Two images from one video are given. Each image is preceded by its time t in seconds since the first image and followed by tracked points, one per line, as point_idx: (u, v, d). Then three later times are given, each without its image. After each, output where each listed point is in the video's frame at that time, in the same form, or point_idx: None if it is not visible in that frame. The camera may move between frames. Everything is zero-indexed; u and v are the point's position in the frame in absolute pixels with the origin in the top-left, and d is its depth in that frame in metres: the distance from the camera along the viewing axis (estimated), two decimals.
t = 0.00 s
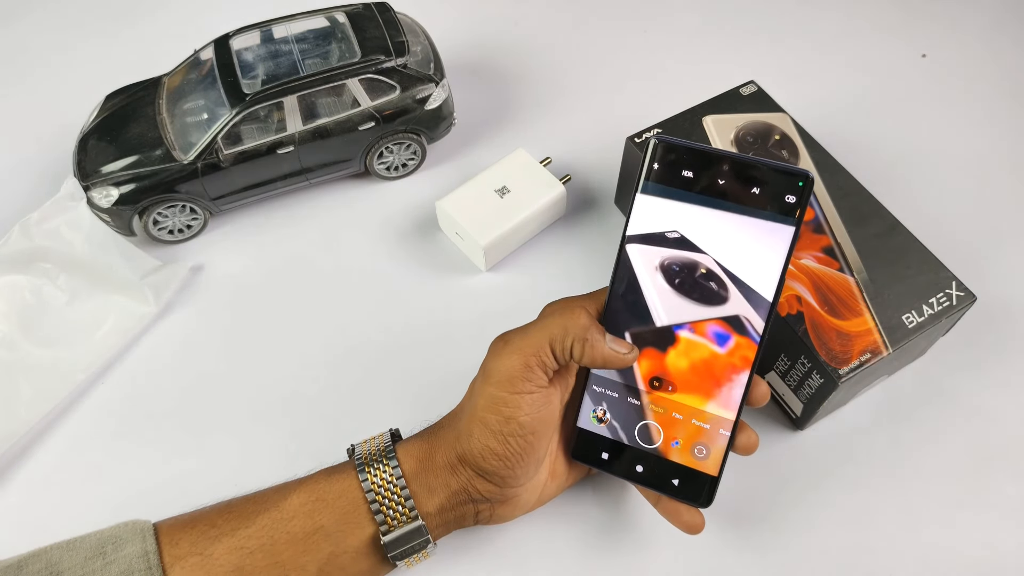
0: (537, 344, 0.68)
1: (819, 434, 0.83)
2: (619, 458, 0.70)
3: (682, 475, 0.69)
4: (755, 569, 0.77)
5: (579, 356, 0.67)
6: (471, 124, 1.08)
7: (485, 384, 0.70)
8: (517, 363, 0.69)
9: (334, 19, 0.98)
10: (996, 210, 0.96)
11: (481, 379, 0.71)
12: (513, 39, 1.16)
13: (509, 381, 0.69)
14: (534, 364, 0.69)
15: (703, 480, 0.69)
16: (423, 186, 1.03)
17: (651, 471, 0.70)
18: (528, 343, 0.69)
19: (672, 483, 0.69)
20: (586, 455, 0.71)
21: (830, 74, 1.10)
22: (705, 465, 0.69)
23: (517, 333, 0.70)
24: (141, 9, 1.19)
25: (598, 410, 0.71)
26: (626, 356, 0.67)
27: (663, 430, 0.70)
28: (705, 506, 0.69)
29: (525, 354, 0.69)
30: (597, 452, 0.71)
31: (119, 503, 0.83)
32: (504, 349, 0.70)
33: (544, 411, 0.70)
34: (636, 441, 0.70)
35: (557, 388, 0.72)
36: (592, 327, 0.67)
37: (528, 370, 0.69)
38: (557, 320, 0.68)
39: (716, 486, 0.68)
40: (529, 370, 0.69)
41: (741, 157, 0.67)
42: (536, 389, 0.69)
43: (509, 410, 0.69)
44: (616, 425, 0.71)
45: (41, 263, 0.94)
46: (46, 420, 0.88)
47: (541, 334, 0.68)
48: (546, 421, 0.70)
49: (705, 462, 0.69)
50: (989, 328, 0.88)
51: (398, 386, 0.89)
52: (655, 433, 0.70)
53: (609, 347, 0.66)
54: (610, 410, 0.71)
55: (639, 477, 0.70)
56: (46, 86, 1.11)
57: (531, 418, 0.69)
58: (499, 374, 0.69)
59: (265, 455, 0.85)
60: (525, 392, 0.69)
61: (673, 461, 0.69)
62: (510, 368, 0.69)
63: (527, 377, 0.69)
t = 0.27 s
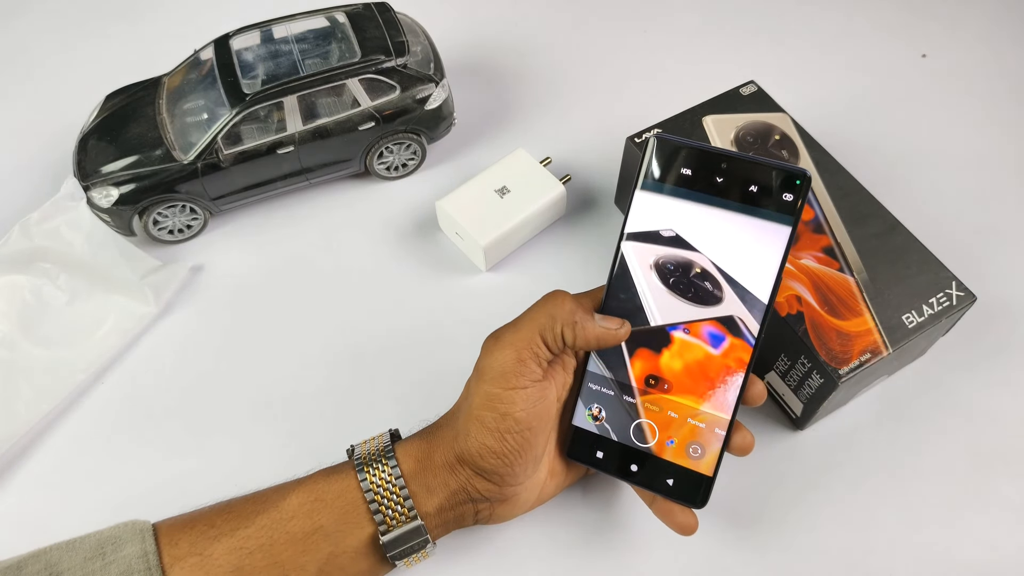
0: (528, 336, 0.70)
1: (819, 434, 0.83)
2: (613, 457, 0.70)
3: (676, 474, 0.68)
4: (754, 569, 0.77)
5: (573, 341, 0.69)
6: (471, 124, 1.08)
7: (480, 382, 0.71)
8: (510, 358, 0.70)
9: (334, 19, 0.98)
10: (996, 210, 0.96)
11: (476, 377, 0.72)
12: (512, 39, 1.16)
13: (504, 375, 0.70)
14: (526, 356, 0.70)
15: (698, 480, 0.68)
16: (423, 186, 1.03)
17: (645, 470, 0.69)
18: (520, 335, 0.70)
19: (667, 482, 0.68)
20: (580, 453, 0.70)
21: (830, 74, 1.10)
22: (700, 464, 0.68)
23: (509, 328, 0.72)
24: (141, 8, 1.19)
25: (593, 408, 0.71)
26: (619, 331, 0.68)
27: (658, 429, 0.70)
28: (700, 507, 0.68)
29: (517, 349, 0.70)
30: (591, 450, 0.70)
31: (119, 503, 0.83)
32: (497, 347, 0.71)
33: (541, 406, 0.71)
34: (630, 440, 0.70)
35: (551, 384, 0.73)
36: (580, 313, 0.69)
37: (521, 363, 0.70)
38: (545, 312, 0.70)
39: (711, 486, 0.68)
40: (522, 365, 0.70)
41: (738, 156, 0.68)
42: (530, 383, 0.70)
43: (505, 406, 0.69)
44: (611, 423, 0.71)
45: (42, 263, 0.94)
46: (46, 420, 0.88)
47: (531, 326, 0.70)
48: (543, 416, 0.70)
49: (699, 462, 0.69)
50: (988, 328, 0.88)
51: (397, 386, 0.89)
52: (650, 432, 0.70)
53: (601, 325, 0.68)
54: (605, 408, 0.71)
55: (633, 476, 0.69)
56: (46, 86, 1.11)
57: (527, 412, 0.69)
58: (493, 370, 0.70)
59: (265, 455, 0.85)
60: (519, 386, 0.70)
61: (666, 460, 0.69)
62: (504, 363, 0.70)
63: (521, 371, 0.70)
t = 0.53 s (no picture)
0: (521, 373, 0.60)
1: (820, 433, 0.83)
2: (625, 456, 0.64)
3: (697, 468, 0.63)
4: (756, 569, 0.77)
5: (573, 392, 0.59)
6: (471, 124, 1.08)
7: (461, 397, 0.64)
8: (496, 390, 0.61)
9: (334, 19, 0.98)
10: (995, 210, 0.96)
11: (458, 390, 0.65)
12: (512, 38, 1.16)
13: (486, 404, 0.62)
14: (516, 392, 0.61)
15: (721, 476, 0.63)
16: (423, 186, 1.03)
17: (664, 468, 0.63)
18: (512, 368, 0.60)
19: (689, 479, 0.63)
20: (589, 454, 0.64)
21: (830, 75, 1.10)
22: (724, 455, 0.63)
23: (507, 354, 0.61)
24: (140, 8, 1.19)
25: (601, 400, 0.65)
26: (631, 399, 0.58)
27: (675, 420, 0.64)
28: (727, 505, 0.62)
29: (504, 380, 0.61)
30: (601, 450, 0.64)
31: (119, 504, 0.83)
32: (485, 368, 0.63)
33: (521, 434, 0.65)
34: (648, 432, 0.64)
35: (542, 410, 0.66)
36: (591, 365, 0.57)
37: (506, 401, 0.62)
38: (549, 352, 0.58)
39: (735, 482, 0.62)
40: (508, 400, 0.61)
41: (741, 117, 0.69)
42: (515, 418, 0.63)
43: (483, 431, 0.64)
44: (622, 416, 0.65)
45: (41, 263, 0.94)
46: (46, 420, 0.88)
47: (530, 364, 0.59)
48: (520, 442, 0.66)
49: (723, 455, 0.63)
50: (988, 328, 0.88)
51: (398, 386, 0.89)
52: (666, 424, 0.64)
53: (609, 387, 0.57)
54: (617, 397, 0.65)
55: (651, 474, 0.63)
56: (46, 86, 1.11)
57: (505, 438, 0.64)
58: (475, 393, 0.63)
59: (265, 455, 0.85)
60: (500, 420, 0.63)
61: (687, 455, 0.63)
62: (488, 393, 0.62)
63: (505, 405, 0.62)
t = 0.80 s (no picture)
0: (500, 394, 0.59)
1: (820, 434, 0.83)
2: (591, 453, 0.64)
3: (664, 476, 0.63)
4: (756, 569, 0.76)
5: (557, 413, 0.59)
6: (471, 123, 1.08)
7: (438, 415, 0.63)
8: (473, 412, 0.60)
9: (333, 19, 0.97)
10: (996, 209, 0.96)
11: (435, 406, 0.64)
12: (512, 38, 1.16)
13: (464, 422, 0.61)
14: (496, 411, 0.60)
15: (688, 485, 0.63)
16: (423, 186, 1.03)
17: (629, 466, 0.64)
18: (492, 389, 0.59)
19: (653, 484, 0.63)
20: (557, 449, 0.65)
21: (831, 74, 1.10)
22: (689, 464, 0.63)
23: (485, 371, 0.60)
24: (141, 8, 1.19)
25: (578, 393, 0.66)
26: (616, 418, 0.58)
27: (646, 422, 0.65)
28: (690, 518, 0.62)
29: (481, 401, 0.60)
30: (568, 443, 0.65)
31: (118, 504, 0.83)
32: (463, 388, 0.61)
33: (502, 449, 0.64)
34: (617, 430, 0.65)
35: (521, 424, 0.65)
36: (574, 387, 0.56)
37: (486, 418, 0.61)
38: (529, 373, 0.57)
39: (702, 494, 0.62)
40: (485, 420, 0.61)
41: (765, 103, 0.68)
42: (495, 435, 0.62)
43: (463, 447, 0.63)
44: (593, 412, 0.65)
45: (40, 263, 0.94)
46: (45, 420, 0.88)
47: (511, 386, 0.58)
48: (501, 457, 0.65)
49: (689, 463, 0.63)
50: (989, 328, 0.88)
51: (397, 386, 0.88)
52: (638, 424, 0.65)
53: (593, 410, 0.57)
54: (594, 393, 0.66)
55: (614, 474, 0.64)
56: (46, 86, 1.11)
57: (483, 456, 0.64)
58: (454, 411, 0.62)
59: (264, 455, 0.85)
60: (481, 437, 0.62)
61: (654, 458, 0.64)
62: (467, 411, 0.61)
63: (483, 425, 0.61)
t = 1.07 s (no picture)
0: (496, 368, 0.59)
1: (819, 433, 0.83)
2: (595, 451, 0.65)
3: (665, 471, 0.63)
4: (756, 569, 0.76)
5: (550, 378, 0.57)
6: (471, 124, 1.08)
7: (439, 401, 0.63)
8: (473, 389, 0.60)
9: (333, 18, 0.97)
10: (996, 209, 0.96)
11: (436, 394, 0.65)
12: (512, 38, 1.16)
13: (464, 406, 0.61)
14: (493, 389, 0.60)
15: (690, 479, 0.63)
16: (422, 186, 1.03)
17: (631, 464, 0.64)
18: (487, 364, 0.59)
19: (655, 480, 0.63)
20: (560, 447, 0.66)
21: (831, 74, 1.09)
22: (691, 456, 0.63)
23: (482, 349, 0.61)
24: (140, 8, 1.19)
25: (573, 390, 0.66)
26: (612, 372, 0.55)
27: (645, 417, 0.65)
28: (694, 510, 0.63)
29: (481, 378, 0.60)
30: (571, 442, 0.66)
31: (119, 505, 0.82)
32: (462, 368, 0.62)
33: (503, 431, 0.64)
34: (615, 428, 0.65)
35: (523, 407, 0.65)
36: (561, 346, 0.54)
37: (485, 397, 0.61)
38: (520, 340, 0.56)
39: (705, 488, 0.62)
40: (485, 397, 0.61)
41: (739, 89, 0.66)
42: (495, 415, 0.62)
43: (463, 433, 0.63)
44: (590, 410, 0.66)
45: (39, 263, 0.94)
46: (45, 420, 0.87)
47: (503, 356, 0.58)
48: (503, 441, 0.65)
49: (692, 457, 0.63)
50: (990, 328, 0.88)
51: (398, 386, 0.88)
52: (637, 421, 0.65)
53: (590, 368, 0.54)
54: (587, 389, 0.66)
55: (617, 470, 0.64)
56: (45, 86, 1.11)
57: (486, 440, 0.63)
58: (453, 397, 0.62)
59: (265, 454, 0.85)
60: (481, 417, 0.62)
61: (655, 454, 0.64)
62: (465, 393, 0.61)
63: (484, 403, 0.61)
